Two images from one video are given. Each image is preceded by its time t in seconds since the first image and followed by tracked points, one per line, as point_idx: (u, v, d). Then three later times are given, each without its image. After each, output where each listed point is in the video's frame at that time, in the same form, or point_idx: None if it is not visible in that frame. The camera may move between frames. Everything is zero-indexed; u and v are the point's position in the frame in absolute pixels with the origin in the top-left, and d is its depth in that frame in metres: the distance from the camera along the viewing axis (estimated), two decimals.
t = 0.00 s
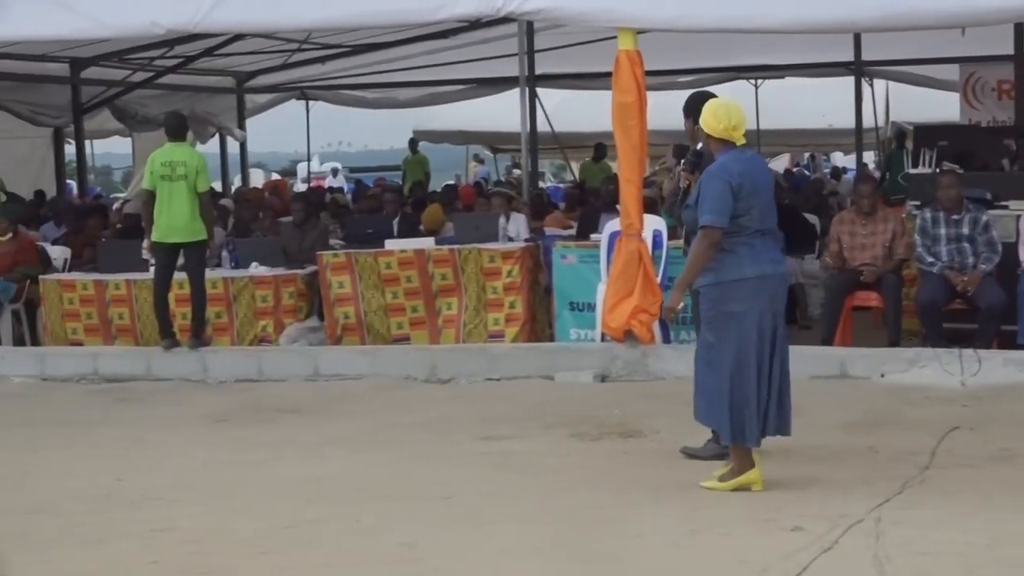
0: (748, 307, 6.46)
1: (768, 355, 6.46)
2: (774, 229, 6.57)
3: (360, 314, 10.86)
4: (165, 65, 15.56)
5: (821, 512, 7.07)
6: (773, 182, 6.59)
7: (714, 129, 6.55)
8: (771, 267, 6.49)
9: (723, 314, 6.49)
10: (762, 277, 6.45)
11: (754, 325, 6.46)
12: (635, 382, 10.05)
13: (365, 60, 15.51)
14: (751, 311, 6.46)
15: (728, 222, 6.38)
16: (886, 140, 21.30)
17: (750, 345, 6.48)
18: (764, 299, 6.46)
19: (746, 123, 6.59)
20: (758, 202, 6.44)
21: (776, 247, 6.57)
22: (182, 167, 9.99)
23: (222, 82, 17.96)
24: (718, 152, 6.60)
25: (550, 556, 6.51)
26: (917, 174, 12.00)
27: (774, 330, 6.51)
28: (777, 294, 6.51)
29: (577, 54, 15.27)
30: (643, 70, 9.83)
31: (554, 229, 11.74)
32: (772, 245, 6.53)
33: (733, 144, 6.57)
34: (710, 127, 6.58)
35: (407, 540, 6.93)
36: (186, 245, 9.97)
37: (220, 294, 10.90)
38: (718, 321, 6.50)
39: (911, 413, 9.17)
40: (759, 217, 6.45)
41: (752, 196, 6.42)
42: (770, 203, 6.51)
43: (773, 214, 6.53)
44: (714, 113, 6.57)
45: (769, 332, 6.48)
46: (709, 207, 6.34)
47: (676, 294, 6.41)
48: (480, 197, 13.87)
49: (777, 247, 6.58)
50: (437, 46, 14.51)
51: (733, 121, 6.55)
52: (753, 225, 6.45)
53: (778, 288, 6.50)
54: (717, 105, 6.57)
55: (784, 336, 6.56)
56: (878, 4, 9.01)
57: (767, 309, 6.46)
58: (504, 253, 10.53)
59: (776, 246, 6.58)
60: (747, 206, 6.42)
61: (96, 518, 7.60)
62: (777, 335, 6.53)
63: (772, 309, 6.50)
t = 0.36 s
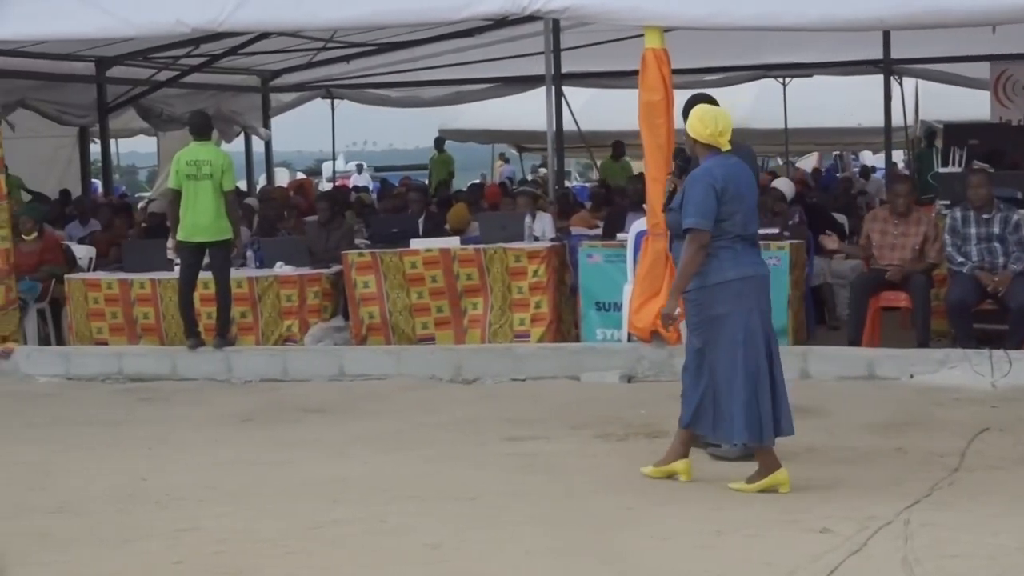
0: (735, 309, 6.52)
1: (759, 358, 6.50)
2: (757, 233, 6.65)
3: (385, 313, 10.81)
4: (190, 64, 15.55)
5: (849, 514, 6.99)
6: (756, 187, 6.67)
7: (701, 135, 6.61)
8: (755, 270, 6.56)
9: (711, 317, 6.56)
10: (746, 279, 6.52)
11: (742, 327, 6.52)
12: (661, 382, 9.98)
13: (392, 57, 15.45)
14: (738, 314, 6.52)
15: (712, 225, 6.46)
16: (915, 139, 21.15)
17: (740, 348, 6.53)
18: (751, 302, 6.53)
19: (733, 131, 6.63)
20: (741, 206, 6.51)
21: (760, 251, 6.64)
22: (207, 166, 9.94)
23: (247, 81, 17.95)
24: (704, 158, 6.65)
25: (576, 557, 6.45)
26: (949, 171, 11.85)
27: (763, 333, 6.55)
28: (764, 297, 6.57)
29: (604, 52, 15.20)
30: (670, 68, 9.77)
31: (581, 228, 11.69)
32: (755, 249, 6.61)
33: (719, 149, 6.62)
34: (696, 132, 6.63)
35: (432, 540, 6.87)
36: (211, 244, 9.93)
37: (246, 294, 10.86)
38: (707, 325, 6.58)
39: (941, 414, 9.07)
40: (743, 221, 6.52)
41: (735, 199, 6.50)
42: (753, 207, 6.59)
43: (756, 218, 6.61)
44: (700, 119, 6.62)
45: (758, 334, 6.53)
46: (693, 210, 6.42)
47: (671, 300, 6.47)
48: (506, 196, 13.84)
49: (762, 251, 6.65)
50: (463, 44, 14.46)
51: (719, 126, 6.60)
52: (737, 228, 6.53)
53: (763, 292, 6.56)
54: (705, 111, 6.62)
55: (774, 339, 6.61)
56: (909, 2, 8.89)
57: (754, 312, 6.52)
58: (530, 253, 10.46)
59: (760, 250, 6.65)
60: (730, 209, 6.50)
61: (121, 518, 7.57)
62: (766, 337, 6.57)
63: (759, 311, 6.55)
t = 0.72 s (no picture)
0: (723, 304, 6.56)
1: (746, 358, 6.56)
2: (753, 230, 6.70)
3: (424, 313, 10.77)
4: (230, 64, 15.58)
5: (892, 516, 6.90)
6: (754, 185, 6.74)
7: (702, 131, 6.71)
8: (750, 268, 6.61)
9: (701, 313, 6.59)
10: (740, 277, 6.57)
11: (730, 325, 6.56)
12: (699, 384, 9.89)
13: (432, 56, 15.41)
14: (728, 310, 6.56)
15: (710, 217, 6.50)
16: (959, 138, 20.98)
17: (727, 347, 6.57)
18: (740, 301, 6.58)
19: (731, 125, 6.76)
20: (739, 200, 6.57)
21: (755, 249, 6.69)
22: (246, 165, 9.91)
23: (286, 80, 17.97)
24: (704, 154, 6.75)
25: (615, 559, 6.38)
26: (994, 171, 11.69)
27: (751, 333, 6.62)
28: (754, 296, 6.62)
29: (644, 51, 15.14)
30: (711, 68, 9.68)
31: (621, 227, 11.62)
32: (751, 246, 6.66)
33: (719, 145, 6.72)
34: (696, 128, 6.73)
35: (470, 541, 6.83)
36: (251, 243, 9.91)
37: (285, 293, 10.86)
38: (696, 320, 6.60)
39: (985, 416, 8.96)
40: (739, 216, 6.56)
41: (734, 194, 6.55)
42: (750, 203, 6.64)
43: (752, 215, 6.66)
44: (701, 116, 6.72)
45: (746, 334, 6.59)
46: (692, 200, 6.47)
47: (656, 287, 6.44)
48: (546, 196, 13.80)
49: (756, 249, 6.70)
50: (503, 44, 14.43)
51: (720, 122, 6.71)
52: (734, 223, 6.57)
53: (755, 291, 6.62)
54: (704, 108, 6.73)
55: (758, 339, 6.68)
56: None
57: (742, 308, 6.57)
58: (569, 253, 10.40)
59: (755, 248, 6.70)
60: (728, 203, 6.54)
61: (161, 517, 7.58)
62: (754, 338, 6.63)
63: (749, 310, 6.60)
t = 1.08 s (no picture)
0: (726, 305, 6.54)
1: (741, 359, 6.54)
2: (761, 230, 6.65)
3: (467, 313, 10.74)
4: (274, 64, 15.61)
5: (940, 518, 6.80)
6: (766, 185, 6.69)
7: (713, 132, 6.66)
8: (754, 269, 6.57)
9: (701, 312, 6.59)
10: (742, 278, 6.54)
11: (728, 325, 6.55)
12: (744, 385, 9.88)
13: (477, 55, 15.38)
14: (728, 311, 6.54)
15: (714, 220, 6.49)
16: (1009, 137, 20.77)
17: (723, 346, 6.56)
18: (742, 300, 6.54)
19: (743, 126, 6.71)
20: (744, 201, 6.53)
21: (764, 249, 6.64)
22: (291, 164, 9.90)
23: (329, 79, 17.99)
24: (715, 155, 6.70)
25: (660, 560, 6.32)
26: None
27: (751, 334, 6.57)
28: (758, 297, 6.57)
29: (690, 50, 15.06)
30: (757, 65, 9.61)
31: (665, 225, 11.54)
32: (758, 247, 6.61)
33: (729, 146, 6.67)
34: (707, 129, 6.68)
35: (514, 542, 6.78)
36: (296, 242, 9.90)
37: (328, 293, 10.83)
38: (696, 319, 6.60)
39: None
40: (744, 218, 6.53)
41: (739, 195, 6.52)
42: (758, 204, 6.59)
43: (761, 216, 6.62)
44: (712, 118, 6.67)
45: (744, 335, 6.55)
46: (695, 203, 6.46)
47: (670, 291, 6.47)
48: (591, 195, 13.75)
49: (764, 249, 6.65)
50: (548, 42, 14.38)
51: (731, 124, 6.65)
52: (739, 224, 6.54)
53: (759, 292, 6.56)
54: (716, 109, 6.68)
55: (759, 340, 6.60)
56: None
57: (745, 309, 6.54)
58: (613, 251, 10.30)
59: (764, 248, 6.65)
60: (733, 205, 6.51)
61: (204, 516, 7.57)
62: (755, 339, 6.58)
63: (750, 311, 6.56)
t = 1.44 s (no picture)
0: (718, 306, 6.61)
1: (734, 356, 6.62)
2: (747, 228, 6.71)
3: (509, 313, 10.68)
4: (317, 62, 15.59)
5: (988, 521, 6.71)
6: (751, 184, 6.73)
7: (699, 136, 6.66)
8: (740, 268, 6.64)
9: (691, 313, 6.66)
10: (729, 277, 6.61)
11: (718, 324, 6.63)
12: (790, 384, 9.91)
13: (520, 53, 15.33)
14: (717, 310, 6.62)
15: (700, 225, 6.54)
16: None
17: (714, 344, 6.64)
18: (734, 300, 6.62)
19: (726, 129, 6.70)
20: (728, 202, 6.57)
21: (750, 247, 6.71)
22: (333, 164, 9.86)
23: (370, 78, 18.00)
24: (696, 158, 6.71)
25: (704, 561, 6.25)
26: None
27: (742, 331, 6.64)
28: (746, 295, 6.64)
29: (734, 48, 14.97)
30: (801, 63, 9.49)
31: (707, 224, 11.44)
32: (744, 246, 6.68)
33: (712, 151, 6.68)
34: (694, 131, 6.69)
35: (557, 542, 6.72)
36: (338, 241, 9.87)
37: (370, 292, 10.76)
38: (686, 318, 6.69)
39: None
40: (729, 218, 6.58)
41: (722, 197, 6.56)
42: (743, 204, 6.64)
43: (746, 214, 6.67)
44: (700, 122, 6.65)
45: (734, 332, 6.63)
46: (680, 210, 6.49)
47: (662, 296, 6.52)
48: (633, 194, 13.67)
49: (751, 247, 6.71)
50: (590, 41, 14.32)
51: (716, 130, 6.66)
52: (724, 225, 6.59)
53: (747, 290, 6.64)
54: (705, 113, 6.68)
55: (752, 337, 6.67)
56: None
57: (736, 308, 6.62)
58: (657, 251, 10.22)
59: (751, 246, 6.71)
60: (717, 207, 6.56)
61: (246, 515, 7.55)
62: (746, 337, 6.65)
63: (739, 308, 6.63)
